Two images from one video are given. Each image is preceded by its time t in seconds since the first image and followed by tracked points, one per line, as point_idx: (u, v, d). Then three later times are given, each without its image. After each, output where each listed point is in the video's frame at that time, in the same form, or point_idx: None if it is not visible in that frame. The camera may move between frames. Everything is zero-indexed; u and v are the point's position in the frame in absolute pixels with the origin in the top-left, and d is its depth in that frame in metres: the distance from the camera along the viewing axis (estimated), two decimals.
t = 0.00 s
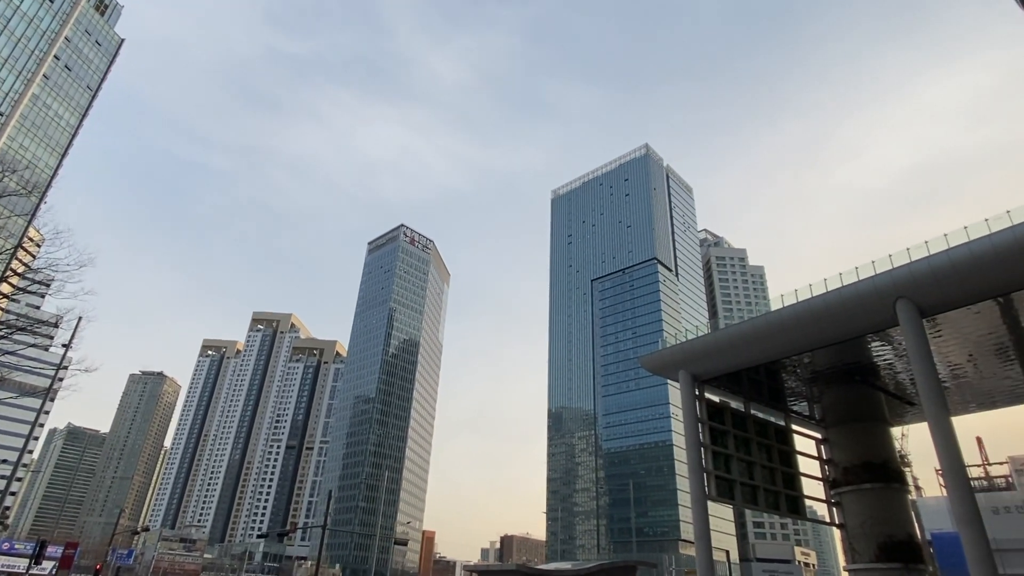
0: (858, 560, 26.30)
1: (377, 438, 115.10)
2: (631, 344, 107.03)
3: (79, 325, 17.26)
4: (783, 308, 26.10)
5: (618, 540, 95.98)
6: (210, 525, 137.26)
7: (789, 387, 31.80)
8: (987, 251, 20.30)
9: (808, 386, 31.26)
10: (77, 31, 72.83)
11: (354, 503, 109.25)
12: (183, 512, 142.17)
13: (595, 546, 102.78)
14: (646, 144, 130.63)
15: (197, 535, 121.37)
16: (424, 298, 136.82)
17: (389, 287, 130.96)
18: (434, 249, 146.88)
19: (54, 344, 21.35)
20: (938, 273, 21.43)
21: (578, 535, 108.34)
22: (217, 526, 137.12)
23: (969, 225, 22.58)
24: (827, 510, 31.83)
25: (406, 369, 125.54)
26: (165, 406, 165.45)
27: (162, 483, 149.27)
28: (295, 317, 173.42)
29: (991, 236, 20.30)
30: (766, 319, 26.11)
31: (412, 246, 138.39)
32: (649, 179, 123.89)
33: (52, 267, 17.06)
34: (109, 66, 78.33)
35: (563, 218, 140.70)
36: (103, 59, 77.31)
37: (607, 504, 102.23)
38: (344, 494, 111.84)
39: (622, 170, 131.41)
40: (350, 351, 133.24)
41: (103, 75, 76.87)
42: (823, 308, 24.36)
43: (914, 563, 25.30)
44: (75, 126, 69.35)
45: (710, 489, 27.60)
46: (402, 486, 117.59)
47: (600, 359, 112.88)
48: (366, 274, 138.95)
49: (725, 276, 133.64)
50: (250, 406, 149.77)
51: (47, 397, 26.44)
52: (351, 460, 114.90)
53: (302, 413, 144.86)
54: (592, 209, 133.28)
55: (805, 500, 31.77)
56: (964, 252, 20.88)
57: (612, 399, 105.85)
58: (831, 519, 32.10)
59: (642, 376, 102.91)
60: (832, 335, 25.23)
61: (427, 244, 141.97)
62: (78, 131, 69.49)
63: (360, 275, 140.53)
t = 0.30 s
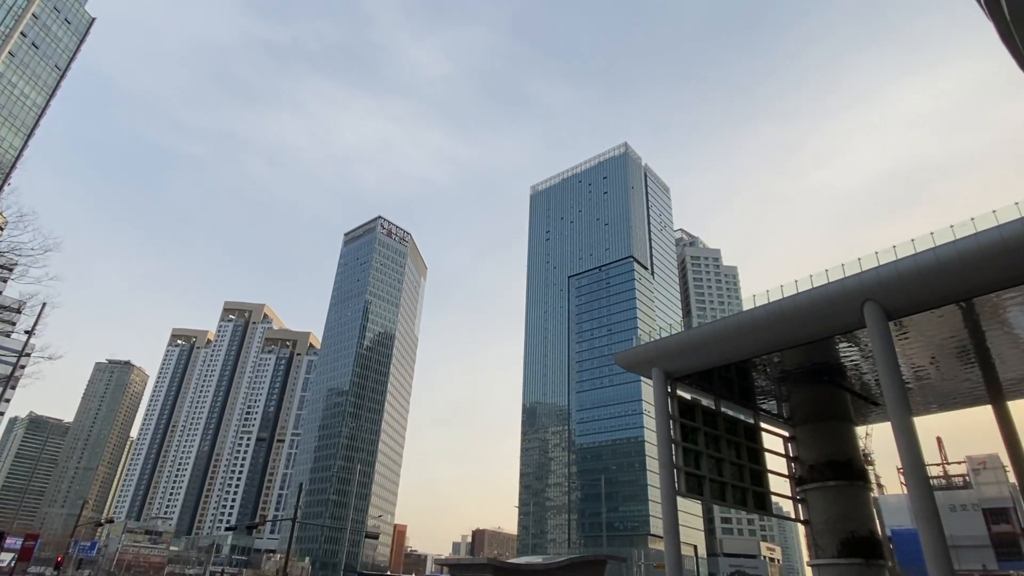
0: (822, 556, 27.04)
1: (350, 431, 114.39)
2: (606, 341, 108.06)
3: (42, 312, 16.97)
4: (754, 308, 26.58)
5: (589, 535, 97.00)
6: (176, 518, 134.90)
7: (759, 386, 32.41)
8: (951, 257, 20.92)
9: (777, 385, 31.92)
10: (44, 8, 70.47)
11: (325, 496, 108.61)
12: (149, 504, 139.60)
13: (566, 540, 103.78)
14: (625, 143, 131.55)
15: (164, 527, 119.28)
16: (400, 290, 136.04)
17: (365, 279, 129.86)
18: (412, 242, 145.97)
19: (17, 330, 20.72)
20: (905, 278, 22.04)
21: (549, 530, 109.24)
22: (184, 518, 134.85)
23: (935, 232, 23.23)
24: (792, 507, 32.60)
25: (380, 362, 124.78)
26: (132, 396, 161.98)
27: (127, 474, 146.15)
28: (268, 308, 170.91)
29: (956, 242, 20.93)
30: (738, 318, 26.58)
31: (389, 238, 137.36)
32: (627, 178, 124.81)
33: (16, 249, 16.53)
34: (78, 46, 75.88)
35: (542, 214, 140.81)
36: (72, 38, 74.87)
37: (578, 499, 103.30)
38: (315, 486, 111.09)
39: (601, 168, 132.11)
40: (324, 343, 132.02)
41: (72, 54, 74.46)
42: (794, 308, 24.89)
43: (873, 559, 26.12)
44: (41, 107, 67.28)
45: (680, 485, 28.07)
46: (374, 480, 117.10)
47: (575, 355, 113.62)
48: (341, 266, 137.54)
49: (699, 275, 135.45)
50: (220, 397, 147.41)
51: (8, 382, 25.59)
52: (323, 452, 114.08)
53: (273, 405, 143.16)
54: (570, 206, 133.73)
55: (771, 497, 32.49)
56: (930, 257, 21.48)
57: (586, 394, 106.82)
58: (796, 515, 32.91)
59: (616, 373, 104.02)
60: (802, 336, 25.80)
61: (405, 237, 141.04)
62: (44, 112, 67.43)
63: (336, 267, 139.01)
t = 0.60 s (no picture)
0: (786, 550, 27.75)
1: (322, 422, 113.43)
2: (581, 336, 108.96)
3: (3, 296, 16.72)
4: (727, 306, 27.00)
5: (560, 528, 97.95)
6: (142, 509, 132.34)
7: (729, 383, 33.03)
8: (917, 261, 21.50)
9: (747, 382, 32.56)
10: None
11: (295, 488, 107.65)
12: (114, 495, 136.65)
13: (537, 533, 104.63)
14: (604, 140, 132.12)
15: (129, 518, 116.81)
16: (376, 282, 134.96)
17: (341, 270, 128.51)
18: (388, 233, 144.89)
19: None
20: (873, 279, 22.61)
21: (520, 523, 109.99)
22: (150, 510, 132.39)
23: (901, 235, 23.83)
24: (759, 501, 33.35)
25: (354, 354, 123.81)
26: (97, 384, 158.01)
27: (91, 464, 142.68)
28: (240, 297, 167.99)
29: (922, 246, 21.51)
30: (710, 316, 27.00)
31: (366, 229, 136.10)
32: (605, 174, 125.49)
33: None
34: (45, 22, 73.04)
35: (520, 209, 140.77)
36: (39, 14, 72.04)
37: (550, 493, 104.19)
38: (285, 478, 110.08)
39: (580, 165, 132.59)
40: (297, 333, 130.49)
41: (39, 31, 71.70)
42: (765, 307, 25.36)
43: (835, 553, 26.91)
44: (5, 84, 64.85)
45: (650, 479, 28.49)
46: (346, 472, 116.30)
47: (550, 350, 114.26)
48: (316, 256, 135.90)
49: (674, 273, 137.11)
50: (189, 386, 144.74)
51: None
52: (294, 444, 113.05)
53: (244, 396, 141.20)
54: (549, 201, 133.97)
55: (739, 491, 33.17)
56: (896, 260, 22.04)
57: (561, 389, 107.69)
58: (762, 510, 33.66)
59: (590, 368, 104.95)
60: (772, 334, 26.31)
61: (381, 228, 139.93)
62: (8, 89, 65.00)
63: (311, 257, 137.30)
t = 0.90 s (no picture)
0: (750, 541, 28.48)
1: (293, 412, 112.27)
2: (555, 330, 109.68)
3: None
4: (700, 302, 27.43)
5: (531, 520, 98.36)
6: (105, 498, 129.46)
7: (699, 377, 33.63)
8: (883, 262, 22.14)
9: (717, 377, 33.20)
10: None
11: (264, 478, 106.57)
12: (76, 484, 133.37)
13: (508, 524, 105.48)
14: (583, 134, 132.43)
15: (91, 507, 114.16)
16: (350, 271, 133.52)
17: (314, 258, 126.85)
18: (364, 222, 143.42)
19: None
20: (841, 279, 23.21)
21: (492, 513, 110.68)
22: (113, 499, 129.62)
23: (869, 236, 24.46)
24: (726, 494, 34.12)
25: (327, 343, 122.55)
26: (60, 370, 153.51)
27: (52, 452, 138.88)
28: (210, 284, 164.54)
29: (888, 248, 22.13)
30: (683, 312, 27.41)
31: (341, 217, 134.49)
32: (583, 169, 125.94)
33: None
34: None
35: (498, 201, 140.46)
36: None
37: (522, 484, 105.08)
38: (255, 468, 108.87)
39: (558, 158, 132.77)
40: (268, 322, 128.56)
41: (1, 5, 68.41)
42: (736, 304, 25.87)
43: (797, 544, 27.73)
44: None
45: (620, 471, 28.91)
46: (317, 462, 115.29)
47: (525, 343, 114.76)
48: (290, 243, 133.90)
49: (648, 268, 138.62)
50: (156, 374, 141.63)
51: None
52: (264, 433, 111.78)
53: (213, 384, 138.80)
54: (526, 194, 133.97)
55: (706, 483, 33.89)
56: (863, 261, 22.66)
57: (534, 381, 108.45)
58: (728, 502, 34.42)
59: (564, 361, 105.78)
60: (742, 330, 26.84)
61: (357, 216, 138.46)
62: None
63: (284, 244, 135.22)
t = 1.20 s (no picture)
0: (715, 529, 29.19)
1: (262, 400, 110.70)
2: (529, 320, 110.11)
3: None
4: (671, 295, 27.80)
5: (500, 507, 99.96)
6: (65, 485, 126.13)
7: (669, 369, 34.12)
8: (849, 260, 22.76)
9: (686, 369, 33.72)
10: None
11: (231, 465, 105.19)
12: (34, 470, 129.60)
13: (478, 513, 106.07)
14: (560, 125, 132.34)
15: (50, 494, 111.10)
16: (322, 257, 131.67)
17: (286, 243, 124.70)
18: (337, 208, 141.42)
19: None
20: (810, 274, 23.73)
21: (462, 502, 111.12)
22: (73, 486, 126.38)
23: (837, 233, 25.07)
24: (692, 484, 34.85)
25: (298, 330, 120.85)
26: (18, 353, 148.45)
27: (9, 438, 134.57)
28: (177, 267, 160.52)
29: (854, 246, 22.73)
30: (655, 304, 27.76)
31: (313, 202, 132.42)
32: (560, 160, 126.02)
33: None
34: None
35: (474, 189, 139.71)
36: None
37: (493, 473, 105.68)
38: (222, 455, 107.29)
39: (536, 149, 132.55)
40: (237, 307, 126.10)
41: None
42: (707, 298, 26.31)
43: (759, 532, 28.51)
44: None
45: (590, 461, 29.27)
46: (286, 449, 113.83)
47: (498, 333, 115.02)
48: (261, 228, 131.38)
49: (622, 261, 139.80)
50: (119, 358, 138.01)
51: None
52: (231, 420, 110.08)
53: (179, 369, 135.94)
54: (503, 184, 133.54)
55: (673, 473, 34.53)
56: (830, 258, 23.24)
57: (507, 371, 108.92)
58: (694, 492, 35.15)
59: (536, 351, 106.37)
60: (711, 324, 27.30)
61: (330, 202, 136.51)
62: None
63: (254, 228, 132.60)
